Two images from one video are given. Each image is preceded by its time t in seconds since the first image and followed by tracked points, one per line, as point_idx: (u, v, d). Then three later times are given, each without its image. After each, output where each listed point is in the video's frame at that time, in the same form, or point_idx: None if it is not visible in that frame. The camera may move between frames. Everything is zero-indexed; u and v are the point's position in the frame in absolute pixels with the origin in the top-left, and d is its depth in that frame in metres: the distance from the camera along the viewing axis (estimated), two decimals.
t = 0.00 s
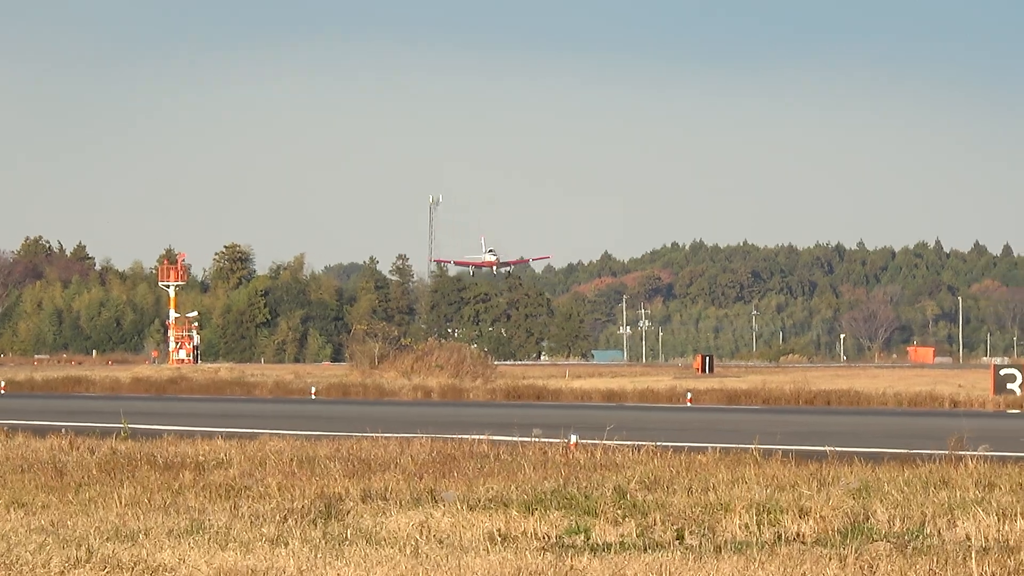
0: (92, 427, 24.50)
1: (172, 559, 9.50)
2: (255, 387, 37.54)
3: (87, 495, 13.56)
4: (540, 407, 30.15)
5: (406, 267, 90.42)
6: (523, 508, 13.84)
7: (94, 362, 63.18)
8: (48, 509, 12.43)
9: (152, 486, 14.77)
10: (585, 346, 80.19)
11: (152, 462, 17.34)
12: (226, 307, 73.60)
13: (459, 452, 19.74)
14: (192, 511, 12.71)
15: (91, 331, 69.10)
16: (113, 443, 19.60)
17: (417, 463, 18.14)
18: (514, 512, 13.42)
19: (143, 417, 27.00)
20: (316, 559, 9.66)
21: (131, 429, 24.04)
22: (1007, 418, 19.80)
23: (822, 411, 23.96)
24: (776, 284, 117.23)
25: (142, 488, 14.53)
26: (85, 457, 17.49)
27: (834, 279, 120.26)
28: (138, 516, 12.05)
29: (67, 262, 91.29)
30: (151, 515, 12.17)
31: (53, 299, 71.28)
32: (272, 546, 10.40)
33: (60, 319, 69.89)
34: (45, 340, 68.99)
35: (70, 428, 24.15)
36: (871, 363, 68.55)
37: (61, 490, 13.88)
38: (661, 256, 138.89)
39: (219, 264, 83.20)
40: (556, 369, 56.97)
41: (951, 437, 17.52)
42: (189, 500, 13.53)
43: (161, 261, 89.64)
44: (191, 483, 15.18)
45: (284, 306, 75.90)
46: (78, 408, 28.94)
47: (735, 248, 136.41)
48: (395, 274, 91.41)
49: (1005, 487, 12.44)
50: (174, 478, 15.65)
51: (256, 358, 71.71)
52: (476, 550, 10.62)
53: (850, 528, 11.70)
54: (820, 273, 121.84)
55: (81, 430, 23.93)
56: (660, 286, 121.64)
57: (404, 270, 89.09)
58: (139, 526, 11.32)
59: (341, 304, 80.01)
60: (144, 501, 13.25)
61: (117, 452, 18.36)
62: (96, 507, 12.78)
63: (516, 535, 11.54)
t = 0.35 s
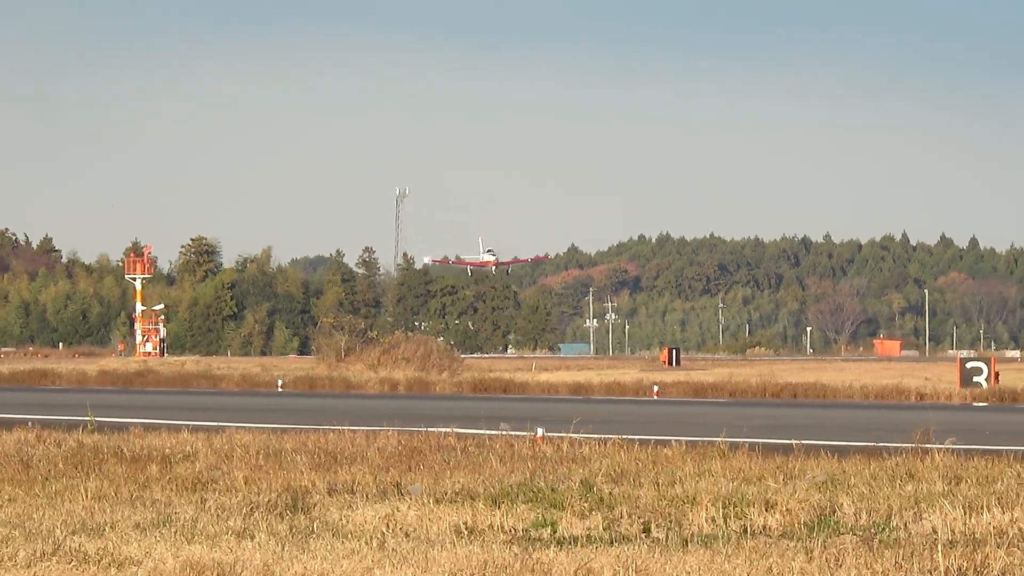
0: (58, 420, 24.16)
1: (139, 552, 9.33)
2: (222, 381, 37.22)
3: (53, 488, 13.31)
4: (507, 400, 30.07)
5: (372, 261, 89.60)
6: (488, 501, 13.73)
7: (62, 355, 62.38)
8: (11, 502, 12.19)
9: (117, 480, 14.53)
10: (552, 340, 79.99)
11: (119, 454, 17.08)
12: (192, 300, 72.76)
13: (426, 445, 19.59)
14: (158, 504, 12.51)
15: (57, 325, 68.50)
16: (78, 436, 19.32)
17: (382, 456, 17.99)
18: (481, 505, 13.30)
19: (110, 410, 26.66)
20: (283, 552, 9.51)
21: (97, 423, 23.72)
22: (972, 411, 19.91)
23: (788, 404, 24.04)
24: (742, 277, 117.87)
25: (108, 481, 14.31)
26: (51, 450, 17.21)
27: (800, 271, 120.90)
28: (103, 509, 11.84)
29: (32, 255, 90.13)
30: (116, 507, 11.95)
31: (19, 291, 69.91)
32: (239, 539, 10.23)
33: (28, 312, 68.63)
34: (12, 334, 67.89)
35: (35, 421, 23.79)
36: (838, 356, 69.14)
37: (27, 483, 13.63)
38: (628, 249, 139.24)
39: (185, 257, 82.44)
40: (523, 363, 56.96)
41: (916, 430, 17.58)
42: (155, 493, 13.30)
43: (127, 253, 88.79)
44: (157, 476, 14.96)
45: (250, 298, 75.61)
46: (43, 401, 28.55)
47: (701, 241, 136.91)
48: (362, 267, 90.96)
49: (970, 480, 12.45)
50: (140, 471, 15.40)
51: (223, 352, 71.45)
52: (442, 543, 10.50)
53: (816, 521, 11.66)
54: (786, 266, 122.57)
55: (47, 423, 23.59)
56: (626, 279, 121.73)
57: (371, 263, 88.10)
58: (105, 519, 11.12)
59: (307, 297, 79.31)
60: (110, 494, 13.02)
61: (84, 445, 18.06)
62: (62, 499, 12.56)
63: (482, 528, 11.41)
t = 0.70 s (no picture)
0: (23, 412, 23.80)
1: (106, 543, 9.16)
2: (188, 372, 36.88)
3: (19, 480, 13.09)
4: (473, 392, 29.99)
5: (338, 252, 89.02)
6: (454, 493, 13.62)
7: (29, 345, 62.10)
8: None
9: (83, 471, 14.31)
10: (517, 330, 79.85)
11: (85, 446, 16.84)
12: (157, 291, 72.28)
13: (392, 437, 19.44)
14: (124, 495, 12.32)
15: (23, 316, 68.19)
16: (44, 428, 19.03)
17: (348, 448, 17.83)
18: (446, 497, 13.19)
19: (75, 401, 26.34)
20: (250, 544, 9.37)
21: (63, 414, 23.41)
22: (936, 402, 20.05)
23: (754, 396, 24.09)
24: (708, 269, 118.42)
25: (73, 473, 14.09)
26: (16, 442, 16.94)
27: (766, 263, 121.55)
28: (68, 500, 11.64)
29: None
30: (81, 498, 11.76)
31: None
32: (205, 531, 10.07)
33: None
34: None
35: None
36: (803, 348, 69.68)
37: None
38: (594, 240, 139.35)
39: (151, 248, 81.32)
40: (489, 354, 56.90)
41: (881, 422, 17.66)
42: (121, 484, 13.10)
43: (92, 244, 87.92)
44: (123, 467, 14.74)
45: (216, 290, 75.11)
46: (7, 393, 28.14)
47: (667, 232, 137.31)
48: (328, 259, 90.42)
49: (937, 472, 12.50)
50: (107, 463, 15.18)
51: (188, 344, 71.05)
52: (408, 535, 10.38)
53: (782, 512, 11.65)
54: (752, 258, 123.16)
55: (10, 414, 23.23)
56: (592, 271, 121.56)
57: (337, 254, 87.53)
58: (69, 510, 10.93)
59: (273, 288, 78.72)
60: (76, 485, 12.82)
61: (49, 436, 17.79)
62: (27, 491, 12.33)
63: (449, 520, 11.30)
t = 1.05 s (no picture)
0: None
1: (70, 533, 8.99)
2: (153, 361, 36.50)
3: None
4: (438, 382, 29.86)
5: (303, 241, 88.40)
6: (418, 483, 13.52)
7: None
8: None
9: (46, 461, 14.07)
10: (481, 321, 80.13)
11: (49, 436, 16.57)
12: (123, 282, 72.65)
13: (358, 427, 19.28)
14: (88, 485, 12.12)
15: None
16: (6, 418, 18.73)
17: (313, 438, 17.65)
18: (411, 487, 13.09)
19: (38, 391, 25.95)
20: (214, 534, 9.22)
21: (26, 404, 23.05)
22: (900, 393, 20.17)
23: (719, 387, 24.13)
24: (673, 259, 118.72)
25: (36, 463, 13.85)
26: None
27: (731, 253, 121.94)
28: (32, 490, 11.43)
29: None
30: (45, 489, 11.56)
31: None
32: (169, 521, 9.89)
33: None
34: None
35: None
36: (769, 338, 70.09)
37: None
38: (559, 231, 139.31)
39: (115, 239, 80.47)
40: (454, 345, 56.83)
41: (846, 412, 17.70)
42: (85, 474, 12.89)
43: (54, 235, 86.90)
44: (87, 457, 14.52)
45: (180, 280, 74.45)
46: None
47: (631, 222, 137.51)
48: (293, 249, 89.68)
49: (900, 462, 12.52)
50: (70, 453, 14.94)
51: (153, 334, 70.85)
52: (372, 525, 10.27)
53: (745, 503, 11.64)
54: (717, 249, 123.67)
55: None
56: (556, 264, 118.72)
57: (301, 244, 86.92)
58: (33, 500, 10.73)
59: (238, 278, 77.87)
60: (40, 476, 12.60)
61: (12, 427, 17.50)
62: None
63: (413, 511, 11.19)
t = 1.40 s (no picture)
0: None
1: (34, 524, 8.82)
2: (118, 352, 36.14)
3: None
4: (403, 372, 29.76)
5: (267, 232, 87.72)
6: (383, 474, 13.40)
7: None
8: None
9: (9, 452, 13.83)
10: (446, 312, 77.62)
11: (12, 426, 16.29)
12: (86, 272, 71.88)
13: (322, 417, 19.13)
14: (52, 475, 11.92)
15: None
16: None
17: (277, 428, 17.47)
18: (375, 477, 12.98)
19: None
20: (178, 524, 9.06)
21: None
22: (863, 383, 20.32)
23: (683, 377, 24.20)
24: (637, 250, 119.21)
25: None
26: None
27: (694, 244, 122.45)
28: None
29: None
30: (6, 479, 11.34)
31: None
32: (133, 512, 9.73)
33: None
34: None
35: None
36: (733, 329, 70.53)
37: None
38: (523, 221, 139.35)
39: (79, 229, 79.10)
40: (418, 335, 56.68)
41: (810, 403, 17.78)
42: (49, 465, 12.67)
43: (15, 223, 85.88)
44: (50, 448, 14.29)
45: (144, 271, 73.82)
46: None
47: (595, 213, 137.80)
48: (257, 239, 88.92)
49: (863, 452, 12.57)
50: (33, 443, 14.70)
51: (117, 325, 70.28)
52: (336, 515, 10.15)
53: (710, 493, 11.62)
54: (681, 239, 124.24)
55: None
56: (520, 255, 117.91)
57: (266, 234, 86.38)
58: None
59: (202, 269, 77.24)
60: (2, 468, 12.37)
61: None
62: None
63: (377, 501, 11.10)
